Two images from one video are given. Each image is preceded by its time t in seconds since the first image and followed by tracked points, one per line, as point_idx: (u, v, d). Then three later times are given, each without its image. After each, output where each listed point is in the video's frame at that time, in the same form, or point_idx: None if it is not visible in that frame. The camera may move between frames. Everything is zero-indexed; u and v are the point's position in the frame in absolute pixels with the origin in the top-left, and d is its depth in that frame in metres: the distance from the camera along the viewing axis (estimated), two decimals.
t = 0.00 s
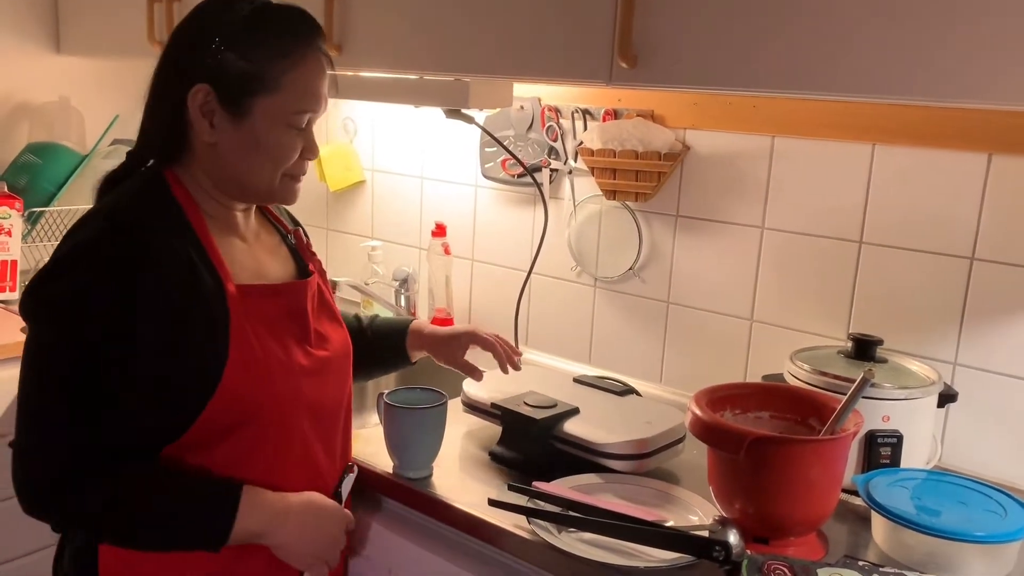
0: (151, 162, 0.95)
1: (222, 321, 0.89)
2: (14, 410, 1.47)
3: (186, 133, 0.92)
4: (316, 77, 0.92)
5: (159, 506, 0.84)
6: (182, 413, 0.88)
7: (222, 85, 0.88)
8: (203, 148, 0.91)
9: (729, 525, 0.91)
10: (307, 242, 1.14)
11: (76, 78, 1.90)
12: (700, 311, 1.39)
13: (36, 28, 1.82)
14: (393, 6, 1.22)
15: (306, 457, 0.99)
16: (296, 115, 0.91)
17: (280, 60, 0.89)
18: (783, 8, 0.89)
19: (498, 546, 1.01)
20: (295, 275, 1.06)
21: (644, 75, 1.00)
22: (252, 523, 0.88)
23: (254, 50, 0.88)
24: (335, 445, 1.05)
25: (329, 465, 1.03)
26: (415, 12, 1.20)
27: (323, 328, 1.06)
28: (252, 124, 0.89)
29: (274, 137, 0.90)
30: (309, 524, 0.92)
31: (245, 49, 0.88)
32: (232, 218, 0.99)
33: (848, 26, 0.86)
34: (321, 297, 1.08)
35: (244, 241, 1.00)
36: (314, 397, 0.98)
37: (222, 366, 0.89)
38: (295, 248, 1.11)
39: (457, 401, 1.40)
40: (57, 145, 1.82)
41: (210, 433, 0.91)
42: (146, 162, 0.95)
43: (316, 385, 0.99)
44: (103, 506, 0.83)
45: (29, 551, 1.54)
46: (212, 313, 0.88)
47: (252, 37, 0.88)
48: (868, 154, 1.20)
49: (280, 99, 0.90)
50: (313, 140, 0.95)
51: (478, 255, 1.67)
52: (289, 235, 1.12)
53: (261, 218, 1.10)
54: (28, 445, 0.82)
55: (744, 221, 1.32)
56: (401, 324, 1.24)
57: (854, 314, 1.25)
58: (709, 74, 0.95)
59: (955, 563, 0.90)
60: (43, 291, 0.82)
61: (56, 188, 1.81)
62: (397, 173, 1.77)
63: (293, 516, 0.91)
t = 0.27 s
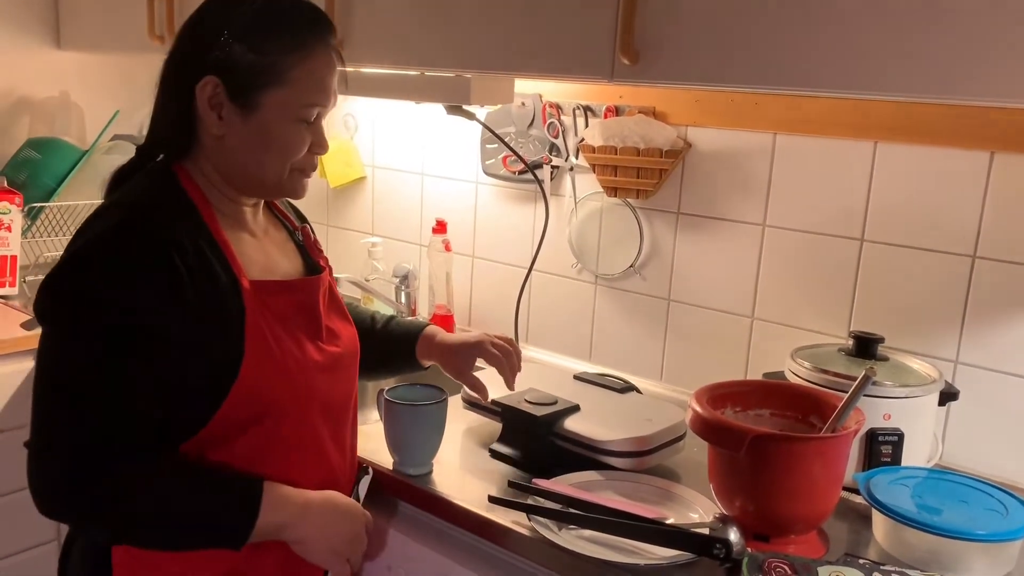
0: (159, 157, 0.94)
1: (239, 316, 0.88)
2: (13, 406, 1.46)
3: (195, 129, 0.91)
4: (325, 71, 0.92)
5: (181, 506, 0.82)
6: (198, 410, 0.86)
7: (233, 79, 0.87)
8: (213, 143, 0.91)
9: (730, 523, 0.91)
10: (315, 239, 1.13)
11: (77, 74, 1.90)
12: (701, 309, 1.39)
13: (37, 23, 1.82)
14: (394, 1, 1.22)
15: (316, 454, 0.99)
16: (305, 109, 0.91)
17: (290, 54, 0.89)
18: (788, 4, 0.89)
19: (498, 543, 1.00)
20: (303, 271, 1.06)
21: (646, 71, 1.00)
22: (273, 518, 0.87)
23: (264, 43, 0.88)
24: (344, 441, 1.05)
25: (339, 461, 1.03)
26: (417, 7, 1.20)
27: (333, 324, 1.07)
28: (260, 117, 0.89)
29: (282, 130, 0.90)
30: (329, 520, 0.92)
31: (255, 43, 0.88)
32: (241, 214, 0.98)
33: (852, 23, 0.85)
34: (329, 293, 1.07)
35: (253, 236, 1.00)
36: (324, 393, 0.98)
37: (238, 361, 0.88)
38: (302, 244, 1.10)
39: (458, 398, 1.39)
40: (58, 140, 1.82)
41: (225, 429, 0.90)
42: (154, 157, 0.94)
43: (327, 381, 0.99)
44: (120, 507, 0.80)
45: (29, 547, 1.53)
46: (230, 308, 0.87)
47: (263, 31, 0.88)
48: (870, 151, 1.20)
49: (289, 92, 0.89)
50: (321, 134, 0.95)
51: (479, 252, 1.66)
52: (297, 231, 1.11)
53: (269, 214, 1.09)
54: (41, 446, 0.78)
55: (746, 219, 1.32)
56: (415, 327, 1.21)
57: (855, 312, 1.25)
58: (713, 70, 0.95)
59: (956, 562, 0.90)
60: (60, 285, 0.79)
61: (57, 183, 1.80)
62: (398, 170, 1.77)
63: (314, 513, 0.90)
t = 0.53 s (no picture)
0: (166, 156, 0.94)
1: (247, 316, 0.88)
2: (14, 403, 1.46)
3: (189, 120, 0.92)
4: (311, 53, 0.91)
5: (184, 504, 0.82)
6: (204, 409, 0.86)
7: (215, 65, 0.88)
8: (204, 133, 0.91)
9: (730, 522, 0.91)
10: (324, 238, 1.14)
11: (77, 72, 1.90)
12: (702, 308, 1.39)
13: (38, 21, 1.82)
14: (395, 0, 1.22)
15: (322, 453, 0.99)
16: (290, 92, 0.90)
17: (269, 37, 0.88)
18: (790, 3, 0.89)
19: (498, 542, 1.00)
20: (312, 270, 1.06)
21: (647, 70, 1.00)
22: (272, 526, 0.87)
23: (245, 28, 0.88)
24: (350, 441, 1.05)
25: (345, 461, 1.03)
26: (417, 6, 1.20)
27: (341, 324, 1.07)
28: (242, 102, 0.88)
29: (265, 114, 0.89)
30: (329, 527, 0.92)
31: (237, 28, 0.88)
32: (247, 213, 0.98)
33: (853, 22, 0.85)
34: (336, 292, 1.07)
35: (262, 234, 1.00)
36: (330, 393, 0.98)
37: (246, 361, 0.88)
38: (311, 244, 1.10)
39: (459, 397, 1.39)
40: (59, 138, 1.82)
41: (232, 428, 0.90)
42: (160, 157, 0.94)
43: (334, 381, 0.99)
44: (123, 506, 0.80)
45: (30, 545, 1.53)
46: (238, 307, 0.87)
47: (245, 16, 0.88)
48: (871, 150, 1.20)
49: (270, 76, 0.89)
50: (312, 121, 0.93)
51: (479, 250, 1.66)
52: (306, 230, 1.12)
53: (278, 213, 1.10)
54: (44, 443, 0.79)
55: (747, 218, 1.32)
56: (404, 325, 1.24)
57: (855, 311, 1.25)
58: (714, 70, 0.95)
59: (956, 561, 0.90)
60: (67, 282, 0.79)
61: (57, 181, 1.80)
62: (399, 168, 1.77)
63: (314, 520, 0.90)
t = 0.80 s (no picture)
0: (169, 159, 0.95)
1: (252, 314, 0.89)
2: (16, 406, 1.47)
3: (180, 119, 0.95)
4: (280, 43, 0.91)
5: (189, 503, 0.82)
6: (211, 408, 0.87)
7: (190, 61, 0.90)
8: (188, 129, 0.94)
9: (732, 523, 0.91)
10: (328, 238, 1.13)
11: (80, 75, 1.90)
12: (703, 309, 1.39)
13: (41, 24, 1.82)
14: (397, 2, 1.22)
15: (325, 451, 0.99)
16: (256, 80, 0.90)
17: (238, 29, 0.89)
18: (791, 5, 0.89)
19: (500, 543, 1.00)
20: (315, 270, 1.06)
21: (648, 72, 1.00)
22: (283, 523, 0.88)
23: (217, 22, 0.89)
24: (354, 441, 1.06)
25: (348, 461, 1.03)
26: (419, 8, 1.20)
27: (343, 324, 1.07)
28: (211, 94, 0.90)
29: (232, 103, 0.90)
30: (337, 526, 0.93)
31: (209, 22, 0.89)
32: (249, 212, 0.99)
33: (853, 24, 0.85)
34: (339, 292, 1.08)
35: (266, 233, 1.01)
36: (334, 391, 0.99)
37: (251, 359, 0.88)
38: (315, 244, 1.10)
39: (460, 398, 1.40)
40: (61, 141, 1.82)
41: (238, 427, 0.90)
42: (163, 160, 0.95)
43: (337, 379, 0.99)
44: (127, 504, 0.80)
45: (32, 546, 1.53)
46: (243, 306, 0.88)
47: (218, 10, 0.89)
48: (872, 151, 1.20)
49: (236, 68, 0.90)
50: (281, 113, 0.92)
51: (481, 252, 1.67)
52: (310, 230, 1.11)
53: (281, 214, 1.10)
54: (50, 442, 0.78)
55: (748, 219, 1.32)
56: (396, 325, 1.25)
57: (857, 312, 1.25)
58: (715, 71, 0.95)
59: (958, 562, 0.90)
60: (72, 280, 0.79)
61: (60, 184, 1.81)
62: (400, 170, 1.77)
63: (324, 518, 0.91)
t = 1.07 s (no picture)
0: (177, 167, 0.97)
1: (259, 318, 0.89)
2: (22, 411, 1.47)
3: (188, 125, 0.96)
4: (286, 51, 0.92)
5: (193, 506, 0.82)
6: (217, 411, 0.87)
7: (198, 69, 0.91)
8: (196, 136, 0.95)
9: (735, 528, 0.91)
10: (332, 245, 1.14)
11: (85, 83, 1.92)
12: (706, 315, 1.39)
13: (47, 33, 1.84)
14: (400, 10, 1.23)
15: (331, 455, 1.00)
16: (262, 89, 0.91)
17: (246, 38, 0.90)
18: (793, 11, 0.89)
19: (504, 549, 1.01)
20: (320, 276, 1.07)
21: (650, 79, 1.01)
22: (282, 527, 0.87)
23: (225, 31, 0.90)
24: (359, 447, 1.06)
25: (353, 465, 1.04)
26: (422, 16, 1.20)
27: (347, 329, 1.08)
28: (218, 102, 0.91)
29: (240, 111, 0.91)
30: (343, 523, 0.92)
31: (218, 31, 0.90)
32: (256, 218, 1.00)
33: (854, 31, 0.86)
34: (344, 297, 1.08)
35: (272, 240, 1.01)
36: (338, 394, 0.99)
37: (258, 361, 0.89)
38: (319, 250, 1.11)
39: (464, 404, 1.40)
40: (66, 148, 1.83)
41: (245, 430, 0.90)
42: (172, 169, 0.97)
43: (341, 383, 1.00)
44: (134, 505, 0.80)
45: (38, 552, 1.54)
46: (250, 309, 0.88)
47: (226, 19, 0.90)
48: (874, 157, 1.20)
49: (243, 77, 0.90)
50: (287, 122, 0.93)
51: (484, 258, 1.67)
52: (314, 237, 1.12)
53: (285, 220, 1.11)
54: (58, 443, 0.79)
55: (751, 225, 1.32)
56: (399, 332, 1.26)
57: (859, 317, 1.25)
58: (716, 78, 0.96)
59: (961, 567, 0.90)
60: (81, 283, 0.80)
61: (65, 191, 1.81)
62: (403, 177, 1.78)
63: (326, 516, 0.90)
